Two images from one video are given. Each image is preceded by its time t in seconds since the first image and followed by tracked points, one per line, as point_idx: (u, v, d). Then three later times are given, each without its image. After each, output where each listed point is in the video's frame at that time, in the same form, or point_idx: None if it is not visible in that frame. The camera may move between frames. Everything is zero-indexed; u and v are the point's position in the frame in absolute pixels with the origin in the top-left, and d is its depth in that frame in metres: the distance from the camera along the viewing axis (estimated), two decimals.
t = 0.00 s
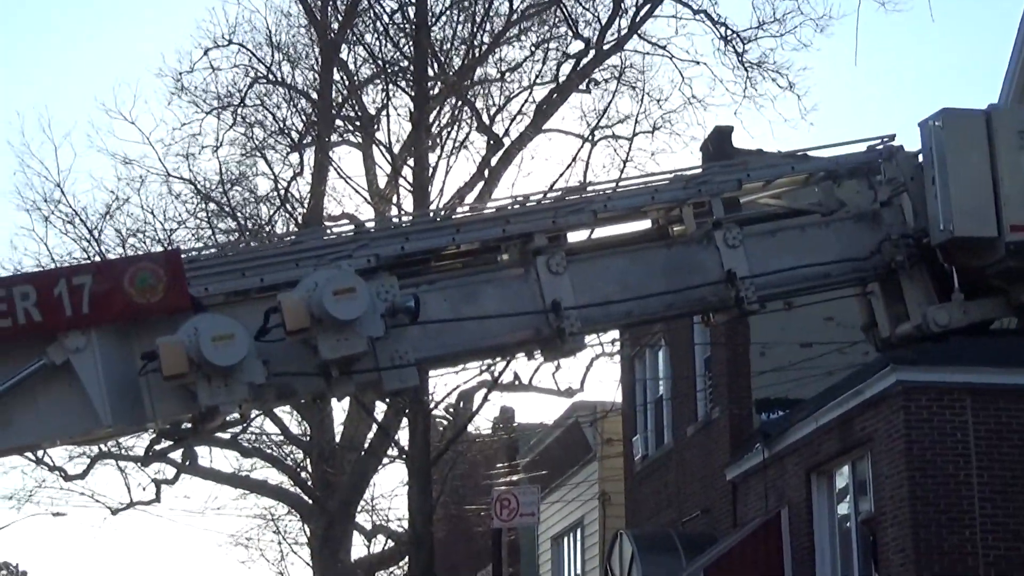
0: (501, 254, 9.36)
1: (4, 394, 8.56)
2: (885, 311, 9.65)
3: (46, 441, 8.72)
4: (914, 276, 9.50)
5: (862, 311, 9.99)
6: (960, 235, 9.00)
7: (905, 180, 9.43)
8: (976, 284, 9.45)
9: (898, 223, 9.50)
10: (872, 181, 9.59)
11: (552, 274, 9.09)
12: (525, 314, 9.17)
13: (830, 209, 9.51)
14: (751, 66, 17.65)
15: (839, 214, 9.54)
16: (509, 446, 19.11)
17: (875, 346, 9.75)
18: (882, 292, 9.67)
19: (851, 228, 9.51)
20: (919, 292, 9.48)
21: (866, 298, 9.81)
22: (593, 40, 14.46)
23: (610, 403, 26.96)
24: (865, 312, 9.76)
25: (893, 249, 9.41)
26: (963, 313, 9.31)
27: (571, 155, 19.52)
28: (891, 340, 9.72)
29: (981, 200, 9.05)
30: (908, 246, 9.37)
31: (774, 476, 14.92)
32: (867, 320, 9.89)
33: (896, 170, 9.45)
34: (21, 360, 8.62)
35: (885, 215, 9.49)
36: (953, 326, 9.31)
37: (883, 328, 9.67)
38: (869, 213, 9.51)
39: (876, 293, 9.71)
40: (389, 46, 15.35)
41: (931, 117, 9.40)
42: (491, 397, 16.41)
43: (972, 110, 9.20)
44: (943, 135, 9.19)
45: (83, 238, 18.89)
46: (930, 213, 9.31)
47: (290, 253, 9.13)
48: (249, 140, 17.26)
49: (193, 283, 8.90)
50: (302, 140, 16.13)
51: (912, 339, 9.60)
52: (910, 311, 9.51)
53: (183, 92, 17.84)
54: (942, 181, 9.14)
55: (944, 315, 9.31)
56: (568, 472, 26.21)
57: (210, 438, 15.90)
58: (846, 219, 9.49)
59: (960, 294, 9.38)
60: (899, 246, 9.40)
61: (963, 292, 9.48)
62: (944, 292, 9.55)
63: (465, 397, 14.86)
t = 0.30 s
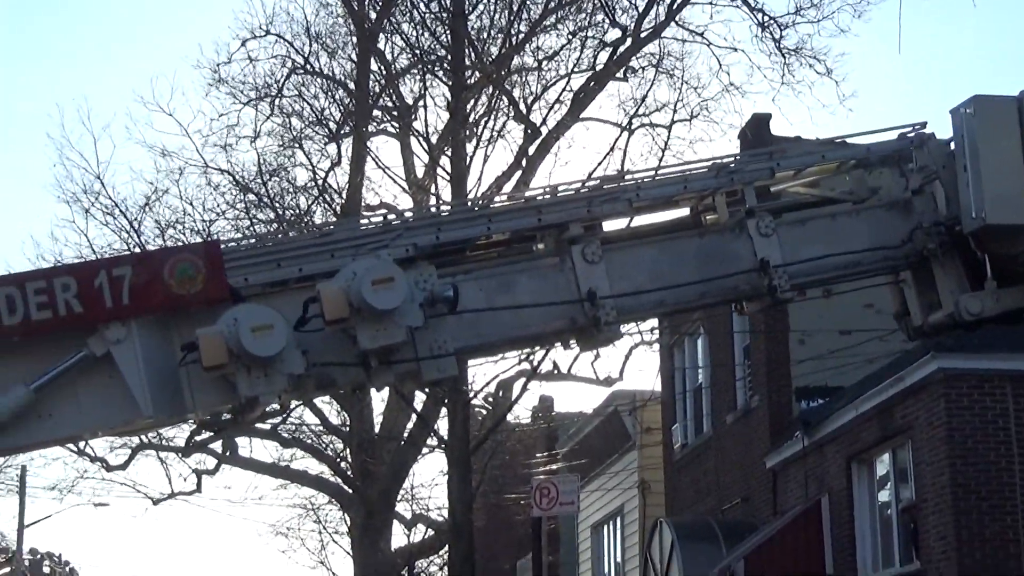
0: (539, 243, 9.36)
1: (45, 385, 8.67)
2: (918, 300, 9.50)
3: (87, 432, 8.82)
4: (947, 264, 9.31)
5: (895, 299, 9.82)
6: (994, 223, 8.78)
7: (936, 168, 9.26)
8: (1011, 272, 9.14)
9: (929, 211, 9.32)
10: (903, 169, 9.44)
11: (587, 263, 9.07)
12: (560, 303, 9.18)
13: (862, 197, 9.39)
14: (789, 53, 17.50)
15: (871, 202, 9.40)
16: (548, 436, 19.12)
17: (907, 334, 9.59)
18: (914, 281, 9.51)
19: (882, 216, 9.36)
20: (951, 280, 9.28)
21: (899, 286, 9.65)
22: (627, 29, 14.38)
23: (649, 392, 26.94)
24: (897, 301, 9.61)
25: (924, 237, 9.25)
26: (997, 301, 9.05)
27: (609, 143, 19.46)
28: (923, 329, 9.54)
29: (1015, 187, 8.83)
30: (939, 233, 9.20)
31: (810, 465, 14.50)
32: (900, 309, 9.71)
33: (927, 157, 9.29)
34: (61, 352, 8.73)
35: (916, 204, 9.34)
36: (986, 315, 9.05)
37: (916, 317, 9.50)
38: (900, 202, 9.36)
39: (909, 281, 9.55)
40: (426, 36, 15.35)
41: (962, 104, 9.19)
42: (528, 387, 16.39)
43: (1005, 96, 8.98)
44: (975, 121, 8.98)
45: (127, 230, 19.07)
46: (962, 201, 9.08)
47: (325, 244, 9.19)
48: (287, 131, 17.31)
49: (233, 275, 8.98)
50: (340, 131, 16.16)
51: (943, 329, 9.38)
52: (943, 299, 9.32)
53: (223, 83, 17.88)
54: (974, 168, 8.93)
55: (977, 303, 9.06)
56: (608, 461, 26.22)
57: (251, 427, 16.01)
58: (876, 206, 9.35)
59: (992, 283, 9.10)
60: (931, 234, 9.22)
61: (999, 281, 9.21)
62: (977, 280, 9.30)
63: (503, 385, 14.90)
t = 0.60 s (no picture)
0: (564, 235, 9.37)
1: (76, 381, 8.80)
2: (939, 290, 9.42)
3: (119, 426, 8.96)
4: (968, 254, 9.23)
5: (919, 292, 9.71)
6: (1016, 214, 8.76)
7: (957, 157, 9.19)
8: None
9: (951, 201, 9.25)
10: (925, 158, 9.35)
11: (612, 255, 9.09)
12: (583, 295, 9.19)
13: (885, 185, 9.31)
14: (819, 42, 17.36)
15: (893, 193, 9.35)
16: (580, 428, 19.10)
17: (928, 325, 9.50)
18: (936, 272, 9.44)
19: (903, 208, 9.32)
20: (973, 269, 9.21)
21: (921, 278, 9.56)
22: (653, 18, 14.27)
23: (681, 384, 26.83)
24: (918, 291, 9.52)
25: (945, 227, 9.19)
26: (1019, 291, 9.01)
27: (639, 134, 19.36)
28: (945, 319, 9.48)
29: None
30: (961, 223, 9.14)
31: (842, 455, 14.41)
32: (922, 301, 9.63)
33: (948, 146, 9.22)
34: (92, 348, 8.86)
35: (937, 194, 9.27)
36: (1008, 305, 9.03)
37: (938, 307, 9.42)
38: (920, 192, 9.30)
39: (930, 272, 9.47)
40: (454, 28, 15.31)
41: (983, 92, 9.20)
42: (558, 379, 16.38)
43: None
44: (996, 109, 8.98)
45: (159, 226, 19.17)
46: (983, 190, 9.06)
47: (348, 238, 9.23)
48: (317, 125, 17.32)
49: (262, 270, 9.07)
50: (370, 125, 16.17)
51: (965, 319, 9.32)
52: (964, 289, 9.24)
53: (252, 79, 17.88)
54: (996, 157, 8.92)
55: (999, 293, 9.04)
56: (641, 452, 26.14)
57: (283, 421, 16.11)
58: (896, 198, 9.30)
59: (1014, 272, 9.03)
60: (951, 224, 9.18)
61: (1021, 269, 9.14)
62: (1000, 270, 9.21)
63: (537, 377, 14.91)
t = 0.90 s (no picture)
0: (566, 246, 9.37)
1: (83, 396, 8.91)
2: (940, 299, 9.49)
3: (128, 440, 9.07)
4: (967, 263, 9.30)
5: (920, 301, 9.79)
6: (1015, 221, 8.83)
7: (957, 166, 9.23)
8: None
9: (950, 210, 9.28)
10: (924, 167, 9.38)
11: (615, 266, 9.06)
12: (587, 306, 9.17)
13: (885, 194, 9.34)
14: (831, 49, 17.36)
15: (893, 200, 9.35)
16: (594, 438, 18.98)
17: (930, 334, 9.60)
18: (936, 280, 9.51)
19: (902, 216, 9.32)
20: (972, 278, 9.28)
21: (922, 287, 9.65)
22: (665, 27, 14.34)
23: (694, 393, 26.68)
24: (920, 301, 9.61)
25: (944, 236, 9.21)
26: (1018, 300, 9.09)
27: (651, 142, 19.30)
28: (947, 328, 9.54)
29: None
30: (960, 231, 9.18)
31: (855, 463, 14.34)
32: (923, 310, 9.71)
33: (948, 154, 9.27)
34: (98, 363, 8.97)
35: (937, 202, 9.30)
36: (1009, 313, 9.09)
37: (939, 316, 9.50)
38: (920, 200, 9.31)
39: (931, 281, 9.55)
40: (466, 39, 15.37)
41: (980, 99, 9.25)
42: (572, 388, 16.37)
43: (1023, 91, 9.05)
44: (995, 116, 9.04)
45: (171, 239, 19.19)
46: (981, 198, 9.11)
47: (352, 252, 9.29)
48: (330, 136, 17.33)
49: (269, 283, 9.13)
50: (383, 135, 16.20)
51: (968, 328, 9.34)
52: (965, 298, 9.31)
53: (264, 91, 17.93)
54: (994, 165, 8.98)
55: (999, 301, 9.11)
56: (657, 461, 25.99)
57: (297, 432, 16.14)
58: (896, 207, 9.28)
59: (1014, 281, 9.10)
60: (951, 233, 9.20)
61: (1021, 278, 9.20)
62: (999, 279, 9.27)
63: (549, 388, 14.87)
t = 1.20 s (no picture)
0: (517, 271, 9.38)
1: (35, 422, 8.90)
2: (885, 322, 9.73)
3: (80, 466, 9.05)
4: (913, 286, 9.53)
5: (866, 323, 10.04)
6: (959, 244, 9.11)
7: (902, 190, 9.46)
8: (977, 293, 9.54)
9: (895, 235, 9.49)
10: (870, 192, 9.57)
11: (566, 289, 9.10)
12: (539, 331, 9.18)
13: (829, 219, 9.52)
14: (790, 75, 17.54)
15: (837, 223, 9.54)
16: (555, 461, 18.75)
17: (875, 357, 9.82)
18: (882, 304, 9.72)
19: (846, 240, 9.47)
20: (917, 301, 9.54)
21: (868, 310, 9.89)
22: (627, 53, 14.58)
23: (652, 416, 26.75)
24: (866, 324, 9.82)
25: (890, 260, 9.42)
26: (962, 324, 9.44)
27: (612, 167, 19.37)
28: (892, 351, 9.79)
29: (977, 206, 9.21)
30: (906, 255, 9.39)
31: (813, 485, 14.42)
32: (868, 331, 9.96)
33: (893, 180, 9.49)
34: (51, 389, 8.97)
35: (882, 227, 9.49)
36: (953, 336, 9.40)
37: (884, 338, 9.74)
38: (866, 224, 9.49)
39: (876, 305, 9.78)
40: (426, 65, 15.43)
41: (921, 125, 9.57)
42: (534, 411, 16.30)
43: (965, 117, 9.41)
44: (937, 141, 9.35)
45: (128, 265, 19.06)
46: (925, 221, 9.37)
47: (302, 275, 9.28)
48: (291, 161, 17.26)
49: (223, 307, 9.13)
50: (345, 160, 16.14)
51: (912, 351, 9.62)
52: (909, 321, 9.58)
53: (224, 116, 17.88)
54: (937, 188, 9.27)
55: (943, 325, 9.40)
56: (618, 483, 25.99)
57: (257, 456, 16.05)
58: (842, 231, 9.44)
59: (958, 305, 9.49)
60: (897, 257, 9.40)
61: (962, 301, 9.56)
62: (943, 301, 9.62)
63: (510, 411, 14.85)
